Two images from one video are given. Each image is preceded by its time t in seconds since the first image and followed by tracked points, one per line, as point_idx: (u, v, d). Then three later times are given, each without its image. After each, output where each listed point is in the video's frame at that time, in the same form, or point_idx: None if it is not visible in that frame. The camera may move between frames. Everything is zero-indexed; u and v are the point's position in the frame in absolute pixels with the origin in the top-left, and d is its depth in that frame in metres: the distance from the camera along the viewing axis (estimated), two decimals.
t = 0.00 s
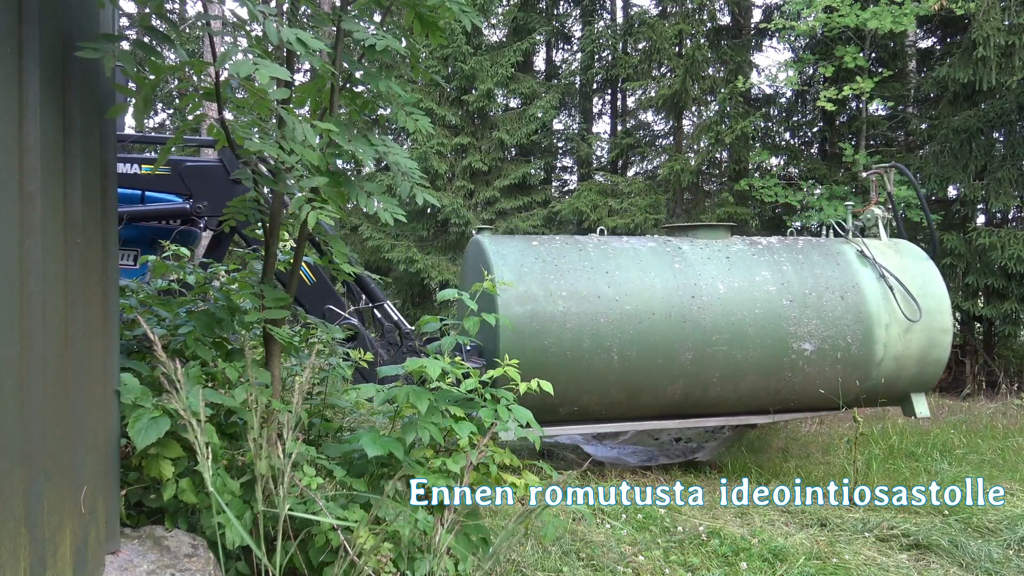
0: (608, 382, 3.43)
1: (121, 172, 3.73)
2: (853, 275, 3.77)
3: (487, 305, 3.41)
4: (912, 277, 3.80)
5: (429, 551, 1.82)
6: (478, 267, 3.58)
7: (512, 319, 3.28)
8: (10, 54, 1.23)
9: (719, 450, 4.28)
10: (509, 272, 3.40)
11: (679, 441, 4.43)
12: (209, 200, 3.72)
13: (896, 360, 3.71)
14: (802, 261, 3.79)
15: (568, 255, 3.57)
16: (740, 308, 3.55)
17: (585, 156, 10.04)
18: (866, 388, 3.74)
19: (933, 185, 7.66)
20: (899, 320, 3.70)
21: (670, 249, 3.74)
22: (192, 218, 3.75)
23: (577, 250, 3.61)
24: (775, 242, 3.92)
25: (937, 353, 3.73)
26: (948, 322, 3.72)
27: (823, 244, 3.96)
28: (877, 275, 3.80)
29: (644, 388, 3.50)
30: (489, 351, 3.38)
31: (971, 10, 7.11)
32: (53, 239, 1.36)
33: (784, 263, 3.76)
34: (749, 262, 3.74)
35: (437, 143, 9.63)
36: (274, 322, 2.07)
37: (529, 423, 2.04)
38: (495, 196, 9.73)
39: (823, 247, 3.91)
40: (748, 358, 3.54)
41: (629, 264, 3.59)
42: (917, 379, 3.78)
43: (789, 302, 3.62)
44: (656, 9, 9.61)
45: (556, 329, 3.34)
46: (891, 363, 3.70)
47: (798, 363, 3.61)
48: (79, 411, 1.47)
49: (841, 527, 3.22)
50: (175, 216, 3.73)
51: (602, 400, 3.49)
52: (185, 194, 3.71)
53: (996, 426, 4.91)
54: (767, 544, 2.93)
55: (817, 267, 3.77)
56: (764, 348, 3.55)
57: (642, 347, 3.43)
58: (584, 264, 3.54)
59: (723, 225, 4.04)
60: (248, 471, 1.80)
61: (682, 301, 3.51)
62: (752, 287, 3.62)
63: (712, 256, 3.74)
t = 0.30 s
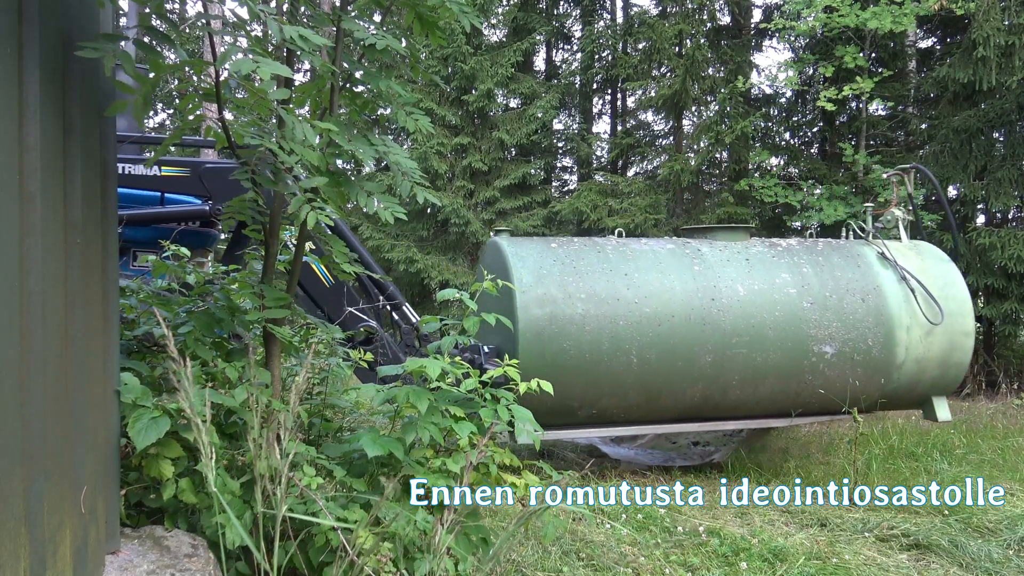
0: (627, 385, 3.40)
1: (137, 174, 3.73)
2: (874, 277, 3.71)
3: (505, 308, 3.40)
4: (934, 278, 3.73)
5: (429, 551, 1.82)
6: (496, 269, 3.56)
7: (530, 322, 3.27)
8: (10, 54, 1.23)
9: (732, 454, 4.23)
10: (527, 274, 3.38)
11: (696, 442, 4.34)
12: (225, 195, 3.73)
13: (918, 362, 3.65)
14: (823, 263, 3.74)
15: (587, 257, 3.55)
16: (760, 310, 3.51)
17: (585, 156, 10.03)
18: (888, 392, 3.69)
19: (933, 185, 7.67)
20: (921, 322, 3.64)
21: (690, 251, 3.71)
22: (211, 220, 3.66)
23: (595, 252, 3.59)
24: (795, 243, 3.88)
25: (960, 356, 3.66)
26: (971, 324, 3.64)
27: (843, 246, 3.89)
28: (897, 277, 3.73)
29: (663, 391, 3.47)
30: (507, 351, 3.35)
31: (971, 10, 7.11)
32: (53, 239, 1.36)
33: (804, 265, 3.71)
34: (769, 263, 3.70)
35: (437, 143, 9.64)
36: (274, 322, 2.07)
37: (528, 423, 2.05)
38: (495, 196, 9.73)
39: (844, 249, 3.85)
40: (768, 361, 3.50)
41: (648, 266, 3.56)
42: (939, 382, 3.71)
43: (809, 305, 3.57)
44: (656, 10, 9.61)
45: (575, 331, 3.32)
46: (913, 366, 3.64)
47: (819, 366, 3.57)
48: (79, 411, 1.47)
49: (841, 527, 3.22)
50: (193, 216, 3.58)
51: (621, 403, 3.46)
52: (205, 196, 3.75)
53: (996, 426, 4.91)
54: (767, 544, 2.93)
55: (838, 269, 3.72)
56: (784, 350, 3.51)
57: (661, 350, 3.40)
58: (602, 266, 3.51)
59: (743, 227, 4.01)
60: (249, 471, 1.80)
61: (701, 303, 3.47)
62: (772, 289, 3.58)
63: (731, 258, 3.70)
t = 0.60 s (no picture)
0: (648, 390, 3.39)
1: (156, 175, 3.71)
2: (897, 281, 3.69)
3: (525, 311, 3.39)
4: (958, 283, 3.71)
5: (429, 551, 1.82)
6: (514, 272, 3.55)
7: (550, 325, 3.26)
8: (10, 54, 1.23)
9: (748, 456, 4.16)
10: (547, 277, 3.37)
11: (716, 446, 4.30)
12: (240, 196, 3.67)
13: (942, 369, 3.63)
14: (845, 267, 3.71)
15: (607, 260, 3.54)
16: (783, 315, 3.49)
17: (585, 156, 10.02)
18: (911, 398, 3.67)
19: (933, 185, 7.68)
20: (945, 328, 3.62)
21: (710, 254, 3.69)
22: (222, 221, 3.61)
23: (615, 255, 3.58)
24: (817, 246, 3.85)
25: (984, 362, 3.64)
26: (996, 329, 3.63)
27: (866, 250, 3.87)
28: (922, 282, 3.72)
29: (684, 396, 3.45)
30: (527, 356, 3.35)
31: (971, 10, 7.12)
32: (53, 239, 1.36)
33: (827, 269, 3.68)
34: (792, 267, 3.67)
35: (437, 143, 9.64)
36: (273, 322, 2.07)
37: (528, 423, 2.05)
38: (495, 196, 9.73)
39: (867, 253, 3.83)
40: (790, 366, 3.48)
41: (669, 270, 3.54)
42: (963, 388, 3.69)
43: (832, 309, 3.54)
44: (656, 10, 9.61)
45: (595, 335, 3.31)
46: (936, 372, 3.62)
47: (841, 372, 3.54)
48: (79, 411, 1.47)
49: (841, 527, 3.22)
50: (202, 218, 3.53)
51: (641, 408, 3.45)
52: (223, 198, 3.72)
53: (996, 426, 4.90)
54: (767, 544, 2.93)
55: (861, 273, 3.70)
56: (807, 355, 3.49)
57: (682, 355, 3.39)
58: (623, 270, 3.50)
59: (765, 230, 3.95)
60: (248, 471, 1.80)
61: (723, 307, 3.46)
62: (794, 293, 3.56)
63: (752, 262, 3.68)
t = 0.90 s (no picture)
0: (669, 394, 3.39)
1: (178, 177, 3.71)
2: (920, 284, 3.68)
3: (545, 314, 3.40)
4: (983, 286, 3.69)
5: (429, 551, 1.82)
6: (535, 275, 3.56)
7: (571, 328, 3.28)
8: (10, 54, 1.23)
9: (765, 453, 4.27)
10: (568, 280, 3.38)
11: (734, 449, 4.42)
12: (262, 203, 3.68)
13: (966, 372, 3.62)
14: (868, 270, 3.71)
15: (627, 262, 3.56)
16: (805, 318, 3.49)
17: (585, 156, 9.99)
18: (933, 403, 3.66)
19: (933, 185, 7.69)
20: (970, 331, 3.60)
21: (732, 257, 3.70)
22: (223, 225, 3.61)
23: (636, 258, 3.59)
24: (839, 249, 3.84)
25: (1009, 366, 3.62)
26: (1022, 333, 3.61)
27: (889, 252, 3.86)
28: (946, 284, 3.70)
29: (706, 400, 3.45)
30: (545, 360, 3.38)
31: (971, 10, 7.11)
32: (53, 238, 1.36)
33: (849, 273, 3.67)
34: (813, 269, 3.68)
35: (437, 143, 9.65)
36: (273, 322, 2.06)
37: (529, 423, 2.05)
38: (495, 196, 9.73)
39: (890, 255, 3.82)
40: (812, 370, 3.48)
41: (690, 273, 3.55)
42: (988, 393, 3.68)
43: (855, 312, 3.54)
44: (656, 9, 9.58)
45: (615, 338, 3.31)
46: (961, 376, 3.61)
47: (864, 375, 3.53)
48: (79, 410, 1.47)
49: (841, 527, 3.22)
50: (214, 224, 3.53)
51: (661, 411, 3.46)
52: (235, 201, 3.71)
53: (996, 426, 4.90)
54: (767, 544, 2.93)
55: (884, 276, 3.68)
56: (829, 359, 3.49)
57: (703, 359, 3.39)
58: (644, 273, 3.51)
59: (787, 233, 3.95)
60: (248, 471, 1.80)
61: (744, 310, 3.46)
62: (816, 296, 3.55)
63: (774, 264, 3.68)
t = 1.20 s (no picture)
0: (690, 397, 3.39)
1: (198, 179, 3.75)
2: (944, 287, 3.69)
3: (565, 317, 3.40)
4: (1006, 290, 3.69)
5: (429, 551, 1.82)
6: (554, 277, 3.56)
7: (591, 331, 3.27)
8: (10, 54, 1.23)
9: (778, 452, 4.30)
10: (588, 282, 3.38)
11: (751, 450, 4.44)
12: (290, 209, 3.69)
13: (990, 377, 3.61)
14: (891, 273, 3.70)
15: (647, 264, 3.55)
16: (827, 322, 3.48)
17: (585, 156, 9.95)
18: (954, 408, 3.66)
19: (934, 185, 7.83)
20: (994, 335, 3.60)
21: (752, 259, 3.69)
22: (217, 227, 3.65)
23: (656, 260, 3.59)
24: (860, 252, 3.84)
25: None
26: None
27: (910, 255, 3.87)
28: (969, 288, 3.70)
29: (727, 404, 3.44)
30: (564, 362, 3.40)
31: (970, 10, 7.12)
32: (53, 239, 1.36)
33: (872, 276, 3.67)
34: (835, 272, 3.67)
35: (437, 143, 9.65)
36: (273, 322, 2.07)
37: (529, 423, 2.05)
38: (495, 196, 9.73)
39: (912, 258, 3.82)
40: (834, 374, 3.48)
41: (711, 276, 3.54)
42: (1011, 398, 3.67)
43: (877, 316, 3.54)
44: (656, 10, 9.55)
45: (636, 341, 3.31)
46: (984, 380, 3.60)
47: (887, 380, 3.52)
48: (80, 411, 1.47)
49: (841, 527, 3.23)
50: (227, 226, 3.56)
51: (681, 415, 3.44)
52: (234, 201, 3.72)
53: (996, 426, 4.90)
54: (767, 544, 2.93)
55: (907, 280, 3.68)
56: (852, 363, 3.48)
57: (725, 362, 3.39)
58: (664, 275, 3.51)
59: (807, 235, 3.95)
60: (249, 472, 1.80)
61: (766, 313, 3.46)
62: (839, 299, 3.55)
63: (796, 267, 3.68)
